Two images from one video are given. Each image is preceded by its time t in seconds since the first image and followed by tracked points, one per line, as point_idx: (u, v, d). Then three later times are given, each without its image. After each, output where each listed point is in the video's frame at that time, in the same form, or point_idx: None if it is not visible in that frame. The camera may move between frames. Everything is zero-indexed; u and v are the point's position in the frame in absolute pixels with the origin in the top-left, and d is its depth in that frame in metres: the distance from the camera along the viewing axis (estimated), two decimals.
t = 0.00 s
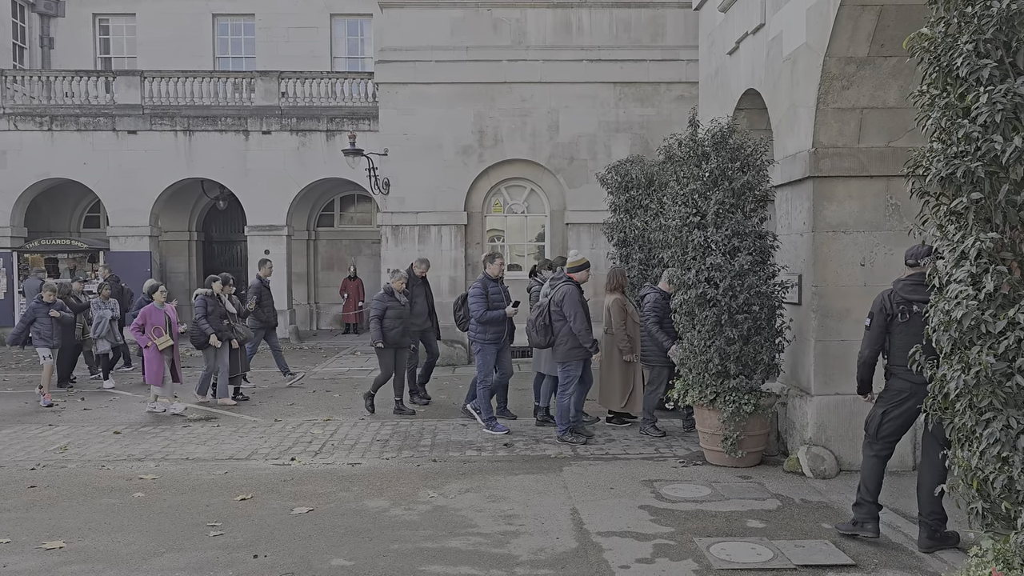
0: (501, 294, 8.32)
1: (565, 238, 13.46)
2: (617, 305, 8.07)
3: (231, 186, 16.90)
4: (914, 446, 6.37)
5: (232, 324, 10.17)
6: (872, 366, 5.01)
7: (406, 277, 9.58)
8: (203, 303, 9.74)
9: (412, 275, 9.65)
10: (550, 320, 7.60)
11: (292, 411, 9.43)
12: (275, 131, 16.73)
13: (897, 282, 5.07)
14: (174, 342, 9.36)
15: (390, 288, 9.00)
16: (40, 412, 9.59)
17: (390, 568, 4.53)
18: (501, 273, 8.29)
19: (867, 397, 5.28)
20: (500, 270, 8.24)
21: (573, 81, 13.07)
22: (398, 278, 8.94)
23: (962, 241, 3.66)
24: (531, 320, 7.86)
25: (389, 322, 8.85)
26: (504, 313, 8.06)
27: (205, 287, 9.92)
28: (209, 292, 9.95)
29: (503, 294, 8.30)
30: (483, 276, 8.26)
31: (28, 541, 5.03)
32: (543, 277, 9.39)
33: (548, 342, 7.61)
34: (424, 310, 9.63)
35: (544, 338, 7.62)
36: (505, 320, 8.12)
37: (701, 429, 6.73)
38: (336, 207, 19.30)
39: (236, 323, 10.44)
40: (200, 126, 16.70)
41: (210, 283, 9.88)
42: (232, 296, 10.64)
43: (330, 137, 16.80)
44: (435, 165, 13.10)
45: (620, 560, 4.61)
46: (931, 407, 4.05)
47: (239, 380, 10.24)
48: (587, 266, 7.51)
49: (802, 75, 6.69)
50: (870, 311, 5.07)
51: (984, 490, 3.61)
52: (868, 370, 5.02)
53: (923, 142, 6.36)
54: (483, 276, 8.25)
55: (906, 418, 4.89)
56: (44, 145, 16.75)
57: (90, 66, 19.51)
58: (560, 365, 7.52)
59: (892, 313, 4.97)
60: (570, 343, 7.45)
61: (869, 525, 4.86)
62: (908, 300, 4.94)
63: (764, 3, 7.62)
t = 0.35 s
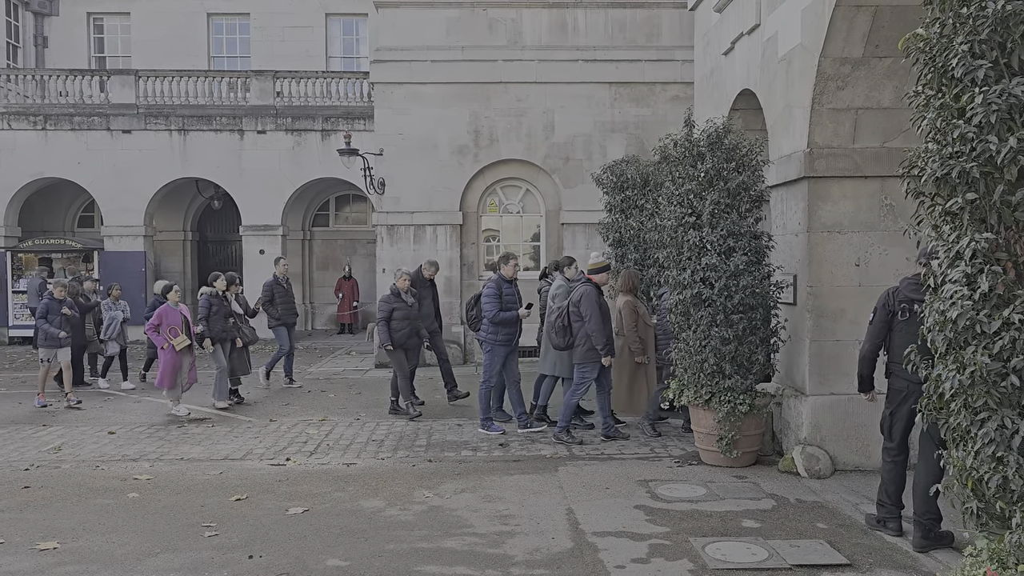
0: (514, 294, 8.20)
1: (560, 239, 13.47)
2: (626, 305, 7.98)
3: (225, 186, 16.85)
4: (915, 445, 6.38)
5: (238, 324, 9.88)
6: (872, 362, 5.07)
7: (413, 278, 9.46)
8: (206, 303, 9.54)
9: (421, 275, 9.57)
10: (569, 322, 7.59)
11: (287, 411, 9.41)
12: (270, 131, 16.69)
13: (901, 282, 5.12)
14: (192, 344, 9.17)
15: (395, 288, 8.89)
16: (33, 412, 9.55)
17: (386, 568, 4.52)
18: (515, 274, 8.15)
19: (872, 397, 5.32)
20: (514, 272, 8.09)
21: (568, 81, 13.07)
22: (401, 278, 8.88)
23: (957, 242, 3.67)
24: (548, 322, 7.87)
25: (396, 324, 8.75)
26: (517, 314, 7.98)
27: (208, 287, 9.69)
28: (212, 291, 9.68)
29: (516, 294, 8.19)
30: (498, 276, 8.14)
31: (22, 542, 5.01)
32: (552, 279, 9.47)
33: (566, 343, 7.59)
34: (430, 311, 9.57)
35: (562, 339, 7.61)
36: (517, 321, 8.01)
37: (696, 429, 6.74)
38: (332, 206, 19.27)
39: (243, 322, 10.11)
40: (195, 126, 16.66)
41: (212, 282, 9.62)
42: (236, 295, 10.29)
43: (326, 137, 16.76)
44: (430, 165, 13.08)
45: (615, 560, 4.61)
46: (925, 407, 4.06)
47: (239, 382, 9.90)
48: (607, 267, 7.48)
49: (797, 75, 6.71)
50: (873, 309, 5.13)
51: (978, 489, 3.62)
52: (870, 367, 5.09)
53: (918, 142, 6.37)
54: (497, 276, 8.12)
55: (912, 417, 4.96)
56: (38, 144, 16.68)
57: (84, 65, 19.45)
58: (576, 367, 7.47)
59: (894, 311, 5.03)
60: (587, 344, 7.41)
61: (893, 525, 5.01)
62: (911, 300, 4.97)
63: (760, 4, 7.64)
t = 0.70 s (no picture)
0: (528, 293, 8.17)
1: (555, 239, 13.48)
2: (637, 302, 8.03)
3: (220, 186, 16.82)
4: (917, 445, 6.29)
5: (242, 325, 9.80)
6: (865, 363, 5.11)
7: (426, 280, 9.28)
8: (210, 305, 9.40)
9: (434, 276, 9.34)
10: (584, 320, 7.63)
11: (282, 412, 9.40)
12: (264, 131, 16.67)
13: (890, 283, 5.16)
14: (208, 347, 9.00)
15: (400, 290, 8.64)
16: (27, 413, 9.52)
17: (381, 570, 4.52)
18: (528, 272, 8.16)
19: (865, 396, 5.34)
20: (527, 270, 8.10)
21: (563, 82, 13.09)
22: (405, 278, 8.65)
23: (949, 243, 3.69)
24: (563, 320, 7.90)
25: (406, 326, 8.55)
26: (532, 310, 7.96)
27: (209, 290, 9.53)
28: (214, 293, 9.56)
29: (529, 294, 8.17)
30: (511, 274, 8.15)
31: (15, 544, 4.99)
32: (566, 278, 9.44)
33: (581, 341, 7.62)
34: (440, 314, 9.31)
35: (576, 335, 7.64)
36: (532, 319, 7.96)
37: (690, 429, 6.76)
38: (327, 207, 19.25)
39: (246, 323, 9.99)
40: (189, 126, 16.62)
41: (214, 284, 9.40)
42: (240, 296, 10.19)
43: (321, 137, 16.75)
44: (425, 166, 13.08)
45: (609, 561, 4.62)
46: (918, 408, 4.08)
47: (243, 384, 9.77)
48: (623, 267, 7.48)
49: (791, 77, 6.73)
50: (864, 311, 5.17)
51: (971, 490, 3.64)
52: (864, 368, 5.12)
53: (911, 143, 6.40)
54: (509, 275, 8.12)
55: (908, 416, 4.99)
56: (31, 144, 16.63)
57: (78, 65, 19.40)
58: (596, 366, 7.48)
59: (884, 312, 5.06)
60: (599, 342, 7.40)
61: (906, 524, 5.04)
62: (900, 300, 5.00)
63: (754, 5, 7.66)
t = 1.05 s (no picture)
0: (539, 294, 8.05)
1: (551, 239, 13.49)
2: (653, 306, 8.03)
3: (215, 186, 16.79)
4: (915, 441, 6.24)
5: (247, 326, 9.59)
6: (857, 364, 5.13)
7: (431, 278, 9.20)
8: (218, 305, 9.24)
9: (442, 272, 9.26)
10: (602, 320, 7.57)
11: (278, 413, 9.39)
12: (260, 131, 16.64)
13: (875, 281, 5.18)
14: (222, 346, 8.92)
15: (408, 289, 8.62)
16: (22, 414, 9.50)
17: (376, 570, 4.51)
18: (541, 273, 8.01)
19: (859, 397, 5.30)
20: (539, 270, 7.95)
21: (559, 82, 13.09)
22: (412, 277, 8.60)
23: (943, 243, 3.70)
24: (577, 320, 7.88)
25: (415, 326, 8.50)
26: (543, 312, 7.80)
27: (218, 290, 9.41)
28: (223, 294, 9.41)
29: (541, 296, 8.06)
30: (523, 275, 8.00)
31: (10, 545, 4.98)
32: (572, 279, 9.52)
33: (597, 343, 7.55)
34: (447, 313, 9.17)
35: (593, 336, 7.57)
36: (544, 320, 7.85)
37: (687, 429, 6.76)
38: (323, 207, 19.23)
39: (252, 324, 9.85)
40: (185, 126, 16.60)
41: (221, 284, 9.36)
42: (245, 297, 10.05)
43: (317, 137, 16.73)
44: (422, 166, 13.07)
45: (605, 560, 4.62)
46: (912, 407, 4.10)
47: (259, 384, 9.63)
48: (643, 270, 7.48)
49: (787, 77, 6.74)
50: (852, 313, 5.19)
51: (966, 489, 3.65)
52: (856, 369, 5.14)
53: (906, 143, 6.41)
54: (522, 276, 7.98)
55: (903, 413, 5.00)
56: (26, 144, 16.59)
57: (73, 65, 19.34)
58: (612, 367, 7.49)
59: (873, 311, 5.07)
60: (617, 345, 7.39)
61: (903, 523, 5.05)
62: (886, 297, 5.04)
63: (749, 6, 7.67)
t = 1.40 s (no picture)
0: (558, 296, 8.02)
1: (550, 239, 13.48)
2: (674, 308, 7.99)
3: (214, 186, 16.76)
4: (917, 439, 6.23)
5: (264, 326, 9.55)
6: (857, 363, 5.14)
7: (437, 276, 9.13)
8: (235, 305, 9.17)
9: (444, 272, 9.16)
10: (630, 321, 7.54)
11: (276, 412, 9.37)
12: (259, 131, 16.62)
13: (870, 279, 5.18)
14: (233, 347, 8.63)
15: (420, 288, 8.63)
16: (20, 414, 9.48)
17: (375, 570, 4.51)
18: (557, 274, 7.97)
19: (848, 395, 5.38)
20: (557, 271, 7.93)
21: (558, 81, 13.08)
22: (423, 276, 8.63)
23: (943, 242, 3.70)
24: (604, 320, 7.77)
25: (425, 324, 8.51)
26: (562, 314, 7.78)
27: (236, 289, 9.37)
28: (240, 293, 9.37)
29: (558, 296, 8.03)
30: (539, 277, 7.95)
31: (8, 545, 4.96)
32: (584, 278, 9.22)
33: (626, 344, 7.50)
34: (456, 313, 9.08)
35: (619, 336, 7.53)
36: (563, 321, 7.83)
37: (685, 429, 6.75)
38: (321, 207, 19.22)
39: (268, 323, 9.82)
40: (183, 126, 16.58)
41: (240, 283, 9.31)
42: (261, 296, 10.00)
43: (315, 137, 16.71)
44: (420, 165, 13.06)
45: (604, 560, 4.62)
46: (911, 406, 4.10)
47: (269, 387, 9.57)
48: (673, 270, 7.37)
49: (786, 76, 6.74)
50: (851, 314, 5.14)
51: (965, 488, 3.65)
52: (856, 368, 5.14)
53: (905, 143, 6.41)
54: (537, 277, 7.94)
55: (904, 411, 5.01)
56: (25, 144, 16.57)
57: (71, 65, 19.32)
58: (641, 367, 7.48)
59: (877, 308, 5.06)
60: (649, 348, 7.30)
61: (902, 523, 5.04)
62: (888, 294, 5.05)
63: (749, 6, 7.67)
